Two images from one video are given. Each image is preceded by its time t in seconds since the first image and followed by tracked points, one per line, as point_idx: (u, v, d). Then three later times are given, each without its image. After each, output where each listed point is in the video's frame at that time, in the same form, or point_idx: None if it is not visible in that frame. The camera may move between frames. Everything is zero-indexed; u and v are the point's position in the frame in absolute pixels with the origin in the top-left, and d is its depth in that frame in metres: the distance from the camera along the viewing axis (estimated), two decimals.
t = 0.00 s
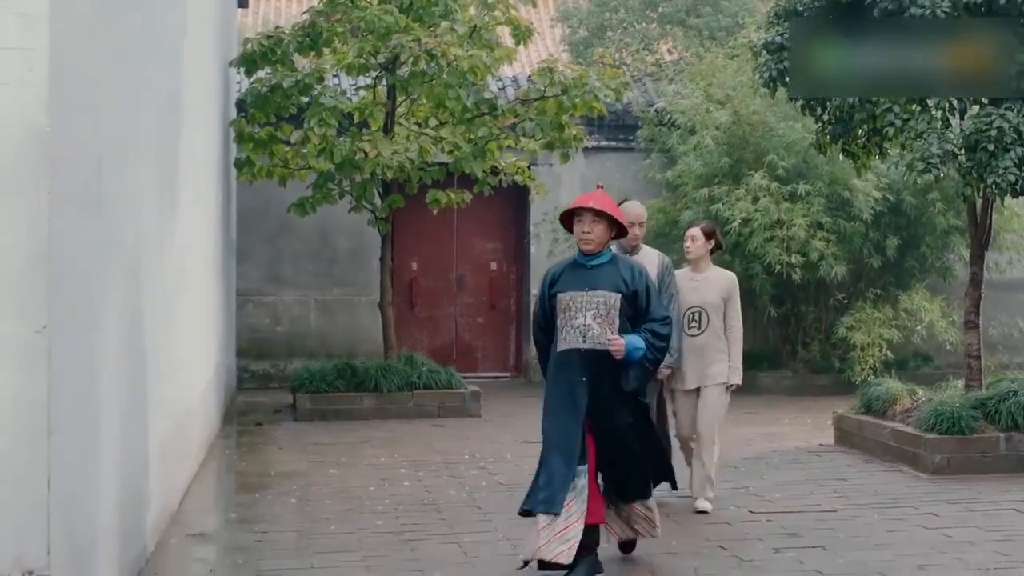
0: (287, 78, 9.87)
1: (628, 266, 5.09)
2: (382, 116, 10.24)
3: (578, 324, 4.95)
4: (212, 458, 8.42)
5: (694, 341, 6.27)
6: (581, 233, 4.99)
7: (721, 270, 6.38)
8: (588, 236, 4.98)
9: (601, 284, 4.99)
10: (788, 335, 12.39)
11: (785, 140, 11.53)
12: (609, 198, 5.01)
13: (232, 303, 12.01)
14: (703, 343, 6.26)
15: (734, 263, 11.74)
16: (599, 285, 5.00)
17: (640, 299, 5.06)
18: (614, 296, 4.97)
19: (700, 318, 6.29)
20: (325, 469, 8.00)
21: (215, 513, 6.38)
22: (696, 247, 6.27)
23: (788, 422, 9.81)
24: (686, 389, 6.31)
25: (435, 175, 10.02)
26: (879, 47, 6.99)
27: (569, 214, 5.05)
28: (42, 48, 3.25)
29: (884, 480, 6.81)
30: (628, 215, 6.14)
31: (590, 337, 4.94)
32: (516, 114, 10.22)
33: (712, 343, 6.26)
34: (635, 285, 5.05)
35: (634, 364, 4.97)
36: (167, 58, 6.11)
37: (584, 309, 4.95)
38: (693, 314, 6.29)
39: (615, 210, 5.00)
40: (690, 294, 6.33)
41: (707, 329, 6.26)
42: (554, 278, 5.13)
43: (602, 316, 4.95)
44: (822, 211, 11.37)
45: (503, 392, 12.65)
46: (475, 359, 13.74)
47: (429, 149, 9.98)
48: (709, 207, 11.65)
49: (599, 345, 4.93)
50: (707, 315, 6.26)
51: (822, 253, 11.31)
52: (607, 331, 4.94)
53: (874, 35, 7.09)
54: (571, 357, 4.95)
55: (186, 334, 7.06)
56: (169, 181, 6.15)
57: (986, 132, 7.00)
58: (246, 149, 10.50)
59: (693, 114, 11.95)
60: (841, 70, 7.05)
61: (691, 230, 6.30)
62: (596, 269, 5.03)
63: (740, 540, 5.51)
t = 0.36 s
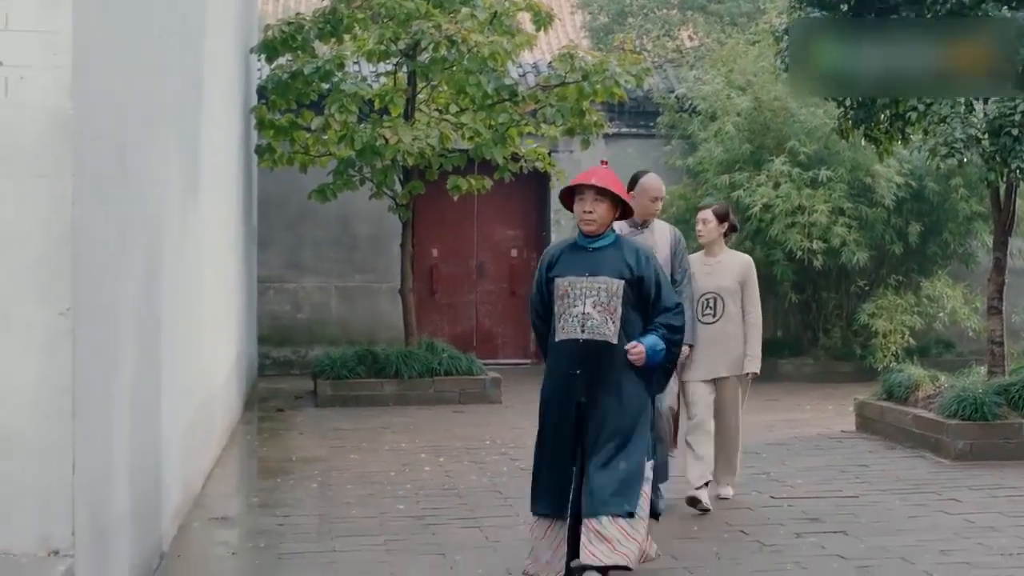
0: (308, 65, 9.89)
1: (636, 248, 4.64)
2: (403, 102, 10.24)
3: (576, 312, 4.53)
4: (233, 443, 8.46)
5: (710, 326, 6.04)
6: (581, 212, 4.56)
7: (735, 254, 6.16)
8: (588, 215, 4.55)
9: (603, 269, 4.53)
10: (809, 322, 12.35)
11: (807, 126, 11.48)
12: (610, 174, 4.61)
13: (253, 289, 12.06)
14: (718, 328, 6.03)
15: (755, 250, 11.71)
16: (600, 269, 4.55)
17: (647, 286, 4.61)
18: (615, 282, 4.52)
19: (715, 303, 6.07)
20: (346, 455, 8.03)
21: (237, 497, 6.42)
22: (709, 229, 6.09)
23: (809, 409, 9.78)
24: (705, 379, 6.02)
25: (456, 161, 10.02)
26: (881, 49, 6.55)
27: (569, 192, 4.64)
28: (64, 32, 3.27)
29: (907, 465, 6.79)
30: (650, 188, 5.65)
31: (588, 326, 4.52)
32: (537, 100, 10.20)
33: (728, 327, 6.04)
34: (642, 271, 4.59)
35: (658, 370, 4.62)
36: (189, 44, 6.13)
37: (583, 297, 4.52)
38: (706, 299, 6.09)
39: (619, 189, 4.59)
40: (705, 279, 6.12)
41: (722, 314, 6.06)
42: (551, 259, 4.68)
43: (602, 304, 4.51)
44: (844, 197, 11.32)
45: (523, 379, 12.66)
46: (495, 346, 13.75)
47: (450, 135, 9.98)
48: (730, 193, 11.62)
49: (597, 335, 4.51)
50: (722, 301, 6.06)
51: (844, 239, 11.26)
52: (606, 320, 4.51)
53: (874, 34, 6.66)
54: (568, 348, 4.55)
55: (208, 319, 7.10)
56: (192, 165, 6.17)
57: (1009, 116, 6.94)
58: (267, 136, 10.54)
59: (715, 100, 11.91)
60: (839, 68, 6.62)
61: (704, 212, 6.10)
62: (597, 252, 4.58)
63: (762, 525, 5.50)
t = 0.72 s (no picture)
0: (321, 55, 9.91)
1: (630, 222, 3.95)
2: (416, 93, 10.25)
3: (563, 293, 3.88)
4: (247, 432, 8.50)
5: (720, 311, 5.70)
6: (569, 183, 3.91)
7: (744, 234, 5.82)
8: (575, 185, 3.90)
9: (593, 245, 3.87)
10: (822, 312, 12.33)
11: (820, 116, 11.46)
12: (596, 139, 3.96)
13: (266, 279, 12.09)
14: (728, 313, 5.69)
15: (768, 241, 11.69)
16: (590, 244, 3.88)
17: (641, 263, 3.90)
18: (606, 259, 3.85)
19: (724, 287, 5.74)
20: (360, 444, 8.06)
21: (251, 485, 6.45)
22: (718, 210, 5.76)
23: (822, 399, 9.77)
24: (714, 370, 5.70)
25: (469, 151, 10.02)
26: (885, 51, 6.38)
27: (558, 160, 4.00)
28: (81, 17, 3.28)
29: (920, 455, 6.78)
30: (671, 173, 5.36)
31: (576, 309, 3.86)
32: (550, 90, 10.19)
33: (737, 312, 5.70)
34: (634, 246, 3.89)
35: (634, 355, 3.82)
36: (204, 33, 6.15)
37: (570, 275, 3.87)
38: (716, 283, 5.76)
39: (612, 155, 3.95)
40: (715, 261, 5.79)
41: (731, 299, 5.71)
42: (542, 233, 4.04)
43: (589, 283, 3.86)
44: (857, 187, 11.28)
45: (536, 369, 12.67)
46: (508, 337, 13.76)
47: (463, 125, 9.97)
48: (743, 183, 11.59)
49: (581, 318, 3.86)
50: (733, 284, 5.72)
51: (857, 229, 11.24)
52: (593, 302, 3.85)
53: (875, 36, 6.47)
54: (555, 333, 3.91)
55: (222, 307, 7.14)
56: (205, 152, 6.19)
57: None
58: (279, 127, 10.54)
59: (727, 90, 11.89)
60: (842, 67, 6.42)
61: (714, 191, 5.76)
62: (585, 226, 3.92)
63: (776, 513, 5.51)
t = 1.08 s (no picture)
0: (323, 52, 9.89)
1: (591, 218, 3.50)
2: (418, 89, 10.22)
3: (516, 299, 3.44)
4: (250, 429, 8.50)
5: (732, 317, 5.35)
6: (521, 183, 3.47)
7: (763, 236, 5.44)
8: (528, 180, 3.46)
9: (548, 245, 3.44)
10: (825, 309, 12.29)
11: (823, 113, 11.45)
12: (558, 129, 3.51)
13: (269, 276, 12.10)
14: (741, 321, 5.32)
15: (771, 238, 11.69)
16: (544, 245, 3.45)
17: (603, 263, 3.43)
18: (562, 260, 3.41)
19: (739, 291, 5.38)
20: (363, 440, 8.05)
21: (255, 482, 6.45)
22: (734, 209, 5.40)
23: (825, 396, 9.77)
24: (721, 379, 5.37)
25: (472, 148, 9.99)
26: (884, 48, 6.32)
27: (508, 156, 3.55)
28: (89, 10, 3.28)
29: (924, 451, 6.79)
30: (665, 160, 5.11)
31: (532, 317, 3.41)
32: (553, 87, 10.17)
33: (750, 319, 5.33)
34: (593, 246, 3.44)
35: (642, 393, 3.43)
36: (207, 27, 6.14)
37: (523, 279, 3.43)
38: (731, 286, 5.40)
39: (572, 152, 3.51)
40: (728, 264, 5.43)
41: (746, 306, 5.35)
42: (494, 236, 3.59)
43: (545, 287, 3.40)
44: (859, 183, 11.28)
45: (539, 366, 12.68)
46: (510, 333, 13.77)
47: (465, 122, 9.95)
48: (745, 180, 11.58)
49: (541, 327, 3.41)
50: (747, 288, 5.36)
51: (859, 226, 11.24)
52: (552, 307, 3.40)
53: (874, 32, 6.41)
54: (509, 344, 3.45)
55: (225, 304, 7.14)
56: (208, 147, 6.18)
57: None
58: (282, 123, 10.56)
59: (730, 87, 11.86)
60: (842, 68, 6.35)
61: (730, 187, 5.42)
62: (541, 226, 3.48)
63: (780, 509, 5.52)
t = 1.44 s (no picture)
0: (325, 51, 9.89)
1: (554, 218, 3.38)
2: (419, 88, 10.22)
3: (465, 305, 3.31)
4: (252, 428, 8.51)
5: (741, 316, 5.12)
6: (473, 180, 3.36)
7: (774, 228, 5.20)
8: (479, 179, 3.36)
9: (501, 247, 3.31)
10: (824, 309, 12.23)
11: (824, 112, 11.46)
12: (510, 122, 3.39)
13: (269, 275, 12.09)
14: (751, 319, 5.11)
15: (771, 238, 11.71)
16: (497, 248, 3.32)
17: (560, 268, 3.31)
18: (515, 265, 3.29)
19: (748, 288, 5.14)
20: (366, 439, 8.06)
21: (259, 480, 6.45)
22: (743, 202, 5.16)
23: (826, 394, 9.78)
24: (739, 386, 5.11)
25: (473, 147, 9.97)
26: (885, 47, 6.33)
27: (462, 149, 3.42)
28: (101, 7, 3.29)
29: (927, 448, 6.80)
30: (642, 142, 4.99)
31: (479, 325, 3.28)
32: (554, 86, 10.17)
33: (762, 318, 5.11)
34: (552, 251, 3.31)
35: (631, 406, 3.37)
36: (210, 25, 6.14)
37: (473, 284, 3.30)
38: (740, 282, 5.15)
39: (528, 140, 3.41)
40: (738, 259, 5.17)
41: (757, 304, 5.12)
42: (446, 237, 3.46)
43: (495, 294, 3.27)
44: (860, 183, 11.29)
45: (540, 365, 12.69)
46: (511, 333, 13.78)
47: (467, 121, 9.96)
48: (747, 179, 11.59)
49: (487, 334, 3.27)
50: (759, 287, 5.12)
51: (860, 225, 11.27)
52: (500, 314, 3.27)
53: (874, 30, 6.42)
54: (455, 353, 3.33)
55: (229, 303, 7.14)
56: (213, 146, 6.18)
57: None
58: (283, 123, 10.56)
59: (730, 86, 11.85)
60: (844, 68, 6.35)
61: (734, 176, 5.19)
62: (499, 226, 3.36)
63: (784, 506, 5.52)
